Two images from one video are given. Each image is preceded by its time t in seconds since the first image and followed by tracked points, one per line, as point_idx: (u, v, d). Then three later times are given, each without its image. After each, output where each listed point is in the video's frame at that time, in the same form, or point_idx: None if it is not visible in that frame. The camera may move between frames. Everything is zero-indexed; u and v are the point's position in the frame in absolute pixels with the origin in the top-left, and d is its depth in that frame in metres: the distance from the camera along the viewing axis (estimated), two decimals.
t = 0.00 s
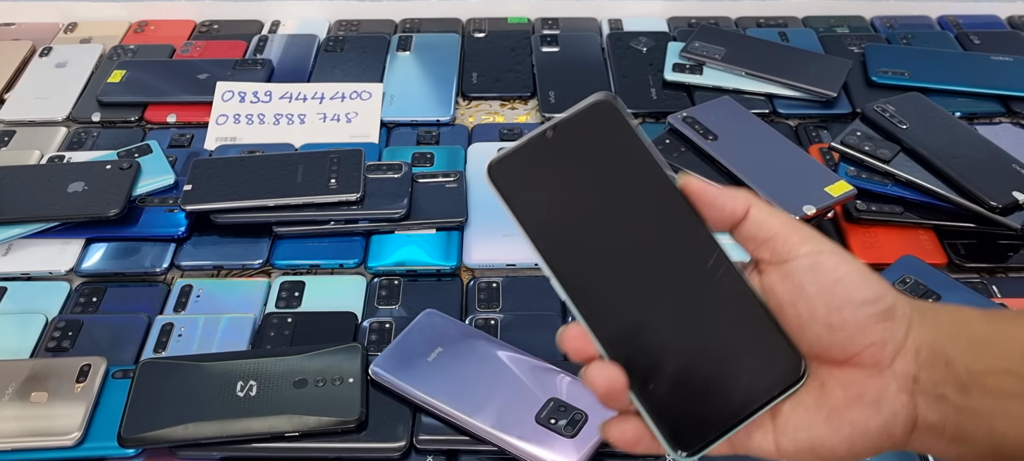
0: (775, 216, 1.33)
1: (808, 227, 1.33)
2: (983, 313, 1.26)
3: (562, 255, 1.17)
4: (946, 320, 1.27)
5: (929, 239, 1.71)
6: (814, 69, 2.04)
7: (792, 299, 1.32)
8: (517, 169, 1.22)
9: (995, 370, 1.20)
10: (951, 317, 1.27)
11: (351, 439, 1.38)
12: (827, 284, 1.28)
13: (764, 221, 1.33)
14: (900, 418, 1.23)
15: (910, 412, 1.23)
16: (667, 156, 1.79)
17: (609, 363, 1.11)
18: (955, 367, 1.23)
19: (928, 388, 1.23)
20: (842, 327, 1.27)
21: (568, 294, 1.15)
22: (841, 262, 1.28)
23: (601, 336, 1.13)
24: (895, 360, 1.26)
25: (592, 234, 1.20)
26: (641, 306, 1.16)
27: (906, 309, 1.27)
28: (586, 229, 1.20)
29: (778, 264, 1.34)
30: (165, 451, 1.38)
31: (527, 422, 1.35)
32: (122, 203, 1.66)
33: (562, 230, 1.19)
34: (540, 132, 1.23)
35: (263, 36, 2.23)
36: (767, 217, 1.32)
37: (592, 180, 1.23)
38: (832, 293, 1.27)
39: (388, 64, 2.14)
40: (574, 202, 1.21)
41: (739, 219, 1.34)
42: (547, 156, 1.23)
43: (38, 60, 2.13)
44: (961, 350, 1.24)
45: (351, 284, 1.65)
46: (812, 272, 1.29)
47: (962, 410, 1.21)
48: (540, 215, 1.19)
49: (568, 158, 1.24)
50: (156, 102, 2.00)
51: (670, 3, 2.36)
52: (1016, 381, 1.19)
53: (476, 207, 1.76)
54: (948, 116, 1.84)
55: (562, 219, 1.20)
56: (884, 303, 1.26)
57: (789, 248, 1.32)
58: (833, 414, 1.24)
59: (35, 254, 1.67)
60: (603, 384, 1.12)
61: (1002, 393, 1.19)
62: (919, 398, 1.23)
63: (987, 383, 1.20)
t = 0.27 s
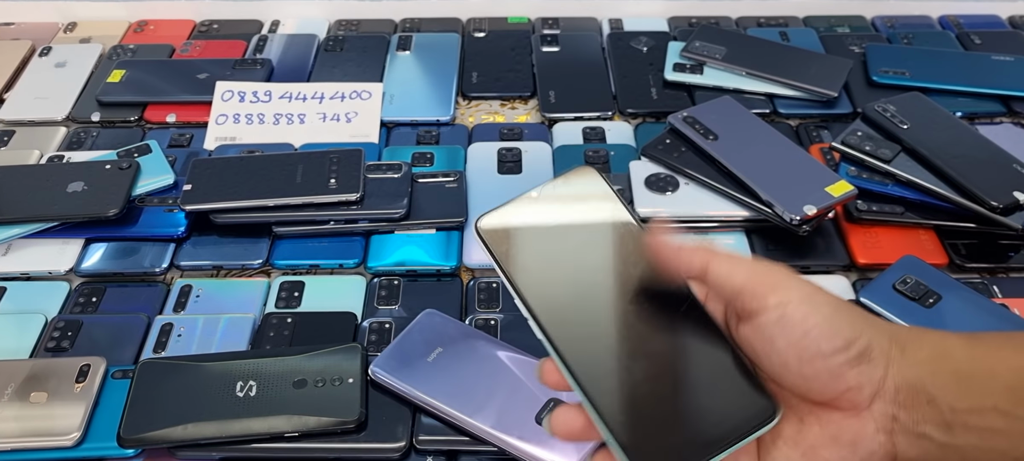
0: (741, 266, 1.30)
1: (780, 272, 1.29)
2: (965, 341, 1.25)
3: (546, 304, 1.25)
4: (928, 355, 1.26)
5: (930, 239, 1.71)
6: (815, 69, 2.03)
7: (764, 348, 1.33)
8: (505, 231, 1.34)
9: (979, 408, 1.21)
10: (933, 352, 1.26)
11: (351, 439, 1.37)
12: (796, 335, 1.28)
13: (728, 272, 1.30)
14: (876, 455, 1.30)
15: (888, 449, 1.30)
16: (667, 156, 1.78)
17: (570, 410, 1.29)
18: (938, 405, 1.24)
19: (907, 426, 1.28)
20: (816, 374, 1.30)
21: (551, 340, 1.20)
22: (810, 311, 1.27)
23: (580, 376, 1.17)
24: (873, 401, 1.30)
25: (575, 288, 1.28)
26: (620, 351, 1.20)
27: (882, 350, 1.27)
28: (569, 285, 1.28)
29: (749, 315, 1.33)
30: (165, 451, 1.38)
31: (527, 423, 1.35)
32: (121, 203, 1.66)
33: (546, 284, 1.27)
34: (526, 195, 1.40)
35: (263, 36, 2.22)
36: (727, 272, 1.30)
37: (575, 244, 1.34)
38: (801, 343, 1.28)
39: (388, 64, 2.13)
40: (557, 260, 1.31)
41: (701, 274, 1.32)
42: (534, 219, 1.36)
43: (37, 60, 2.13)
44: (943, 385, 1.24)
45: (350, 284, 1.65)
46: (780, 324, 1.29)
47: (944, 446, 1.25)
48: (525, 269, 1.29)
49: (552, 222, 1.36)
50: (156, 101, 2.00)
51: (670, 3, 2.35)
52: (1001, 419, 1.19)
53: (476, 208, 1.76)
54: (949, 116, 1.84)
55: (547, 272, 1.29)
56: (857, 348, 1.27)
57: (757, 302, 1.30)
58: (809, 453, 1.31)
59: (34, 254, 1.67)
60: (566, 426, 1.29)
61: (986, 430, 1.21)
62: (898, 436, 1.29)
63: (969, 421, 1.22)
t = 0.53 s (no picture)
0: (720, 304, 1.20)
1: (761, 307, 1.20)
2: (958, 351, 1.11)
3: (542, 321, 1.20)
4: (918, 367, 1.13)
5: (930, 239, 1.71)
6: (815, 69, 2.03)
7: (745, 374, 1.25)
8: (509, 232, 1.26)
9: (973, 421, 1.05)
10: (921, 364, 1.13)
11: (351, 440, 1.37)
12: (776, 362, 1.20)
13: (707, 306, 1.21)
14: None
15: None
16: (667, 156, 1.78)
17: (563, 439, 1.23)
18: (931, 417, 1.10)
19: (900, 440, 1.15)
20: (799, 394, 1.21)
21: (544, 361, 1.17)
22: (791, 334, 1.18)
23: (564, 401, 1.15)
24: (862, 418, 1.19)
25: (572, 302, 1.23)
26: (605, 372, 1.18)
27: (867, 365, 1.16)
28: (566, 296, 1.23)
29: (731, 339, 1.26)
30: (165, 452, 1.38)
31: (527, 423, 1.35)
32: (122, 203, 1.66)
33: (546, 297, 1.22)
34: (536, 193, 1.29)
35: (263, 36, 2.22)
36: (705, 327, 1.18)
37: (579, 248, 1.28)
38: (779, 371, 1.20)
39: (388, 64, 2.13)
40: (562, 266, 1.25)
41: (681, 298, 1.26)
42: (538, 218, 1.29)
43: (37, 60, 2.13)
44: (938, 397, 1.09)
45: (350, 284, 1.65)
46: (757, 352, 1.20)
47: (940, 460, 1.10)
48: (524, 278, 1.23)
49: (560, 222, 1.29)
50: (156, 101, 2.00)
51: (670, 3, 2.35)
52: (998, 432, 1.03)
53: (476, 208, 1.76)
54: (950, 116, 1.84)
55: (547, 285, 1.23)
56: (839, 369, 1.17)
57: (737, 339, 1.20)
58: None
59: (34, 254, 1.67)
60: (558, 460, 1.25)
61: (983, 444, 1.04)
62: (891, 451, 1.17)
63: (964, 435, 1.06)
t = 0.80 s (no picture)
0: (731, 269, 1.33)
1: (765, 283, 1.31)
2: (957, 356, 1.25)
3: (546, 338, 1.25)
4: (918, 369, 1.26)
5: (930, 239, 1.71)
6: (815, 69, 2.03)
7: (752, 356, 1.32)
8: (507, 253, 1.32)
9: (968, 421, 1.21)
10: (922, 365, 1.26)
11: (351, 439, 1.37)
12: (780, 332, 1.27)
13: (715, 283, 1.33)
14: None
15: None
16: (667, 156, 1.78)
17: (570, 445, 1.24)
18: (928, 417, 1.23)
19: (896, 440, 1.25)
20: (804, 381, 1.27)
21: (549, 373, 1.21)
22: (802, 316, 1.27)
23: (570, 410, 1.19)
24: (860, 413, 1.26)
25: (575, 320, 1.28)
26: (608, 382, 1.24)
27: (868, 360, 1.26)
28: (568, 314, 1.28)
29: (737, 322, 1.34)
30: (165, 452, 1.38)
31: (527, 423, 1.35)
32: (122, 203, 1.66)
33: (548, 315, 1.27)
34: (531, 214, 1.35)
35: (263, 36, 2.22)
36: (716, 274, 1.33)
37: (577, 266, 1.33)
38: (788, 349, 1.27)
39: (388, 64, 2.13)
40: (561, 285, 1.30)
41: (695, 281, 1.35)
42: (533, 238, 1.34)
43: (37, 60, 2.13)
44: (931, 399, 1.24)
45: (350, 284, 1.65)
46: (768, 332, 1.28)
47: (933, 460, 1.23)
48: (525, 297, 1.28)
49: (555, 242, 1.34)
50: (156, 101, 2.00)
51: (671, 3, 2.35)
52: (992, 432, 1.19)
53: (476, 208, 1.76)
54: (950, 116, 1.84)
55: (549, 303, 1.28)
56: (842, 357, 1.25)
57: (744, 307, 1.31)
58: None
59: (34, 254, 1.67)
60: None
61: (975, 443, 1.20)
62: (888, 451, 1.25)
63: (959, 435, 1.21)
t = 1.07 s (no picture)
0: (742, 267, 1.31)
1: (776, 281, 1.30)
2: (959, 360, 1.26)
3: (540, 336, 1.24)
4: (921, 373, 1.26)
5: (930, 239, 1.71)
6: (815, 69, 2.04)
7: (761, 355, 1.32)
8: (502, 247, 1.28)
9: (971, 425, 1.21)
10: (924, 370, 1.26)
11: (351, 439, 1.37)
12: (791, 333, 1.27)
13: (726, 279, 1.30)
14: None
15: None
16: (667, 156, 1.78)
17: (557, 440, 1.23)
18: (931, 421, 1.24)
19: (902, 444, 1.25)
20: (813, 382, 1.27)
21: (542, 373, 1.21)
22: (814, 317, 1.27)
23: (563, 409, 1.19)
24: (867, 415, 1.27)
25: (570, 316, 1.26)
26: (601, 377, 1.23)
27: (878, 363, 1.27)
28: (563, 310, 1.26)
29: (746, 320, 1.33)
30: (165, 452, 1.38)
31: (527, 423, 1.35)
32: (121, 203, 1.66)
33: (543, 311, 1.25)
34: (527, 204, 1.31)
35: (263, 36, 2.22)
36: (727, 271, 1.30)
37: (573, 259, 1.30)
38: (799, 348, 1.27)
39: (388, 64, 2.13)
40: (556, 279, 1.28)
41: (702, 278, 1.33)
42: (530, 230, 1.30)
43: (37, 60, 2.13)
44: (936, 402, 1.24)
45: (350, 284, 1.65)
46: (780, 331, 1.28)
47: None
48: (520, 294, 1.25)
49: (551, 233, 1.31)
50: (156, 101, 2.00)
51: (670, 3, 2.35)
52: (994, 436, 1.19)
53: (476, 208, 1.76)
54: (949, 116, 1.84)
55: (543, 296, 1.27)
56: (853, 359, 1.26)
57: (755, 305, 1.30)
58: None
59: (34, 254, 1.67)
60: None
61: (978, 447, 1.21)
62: (893, 453, 1.26)
63: (962, 438, 1.22)
